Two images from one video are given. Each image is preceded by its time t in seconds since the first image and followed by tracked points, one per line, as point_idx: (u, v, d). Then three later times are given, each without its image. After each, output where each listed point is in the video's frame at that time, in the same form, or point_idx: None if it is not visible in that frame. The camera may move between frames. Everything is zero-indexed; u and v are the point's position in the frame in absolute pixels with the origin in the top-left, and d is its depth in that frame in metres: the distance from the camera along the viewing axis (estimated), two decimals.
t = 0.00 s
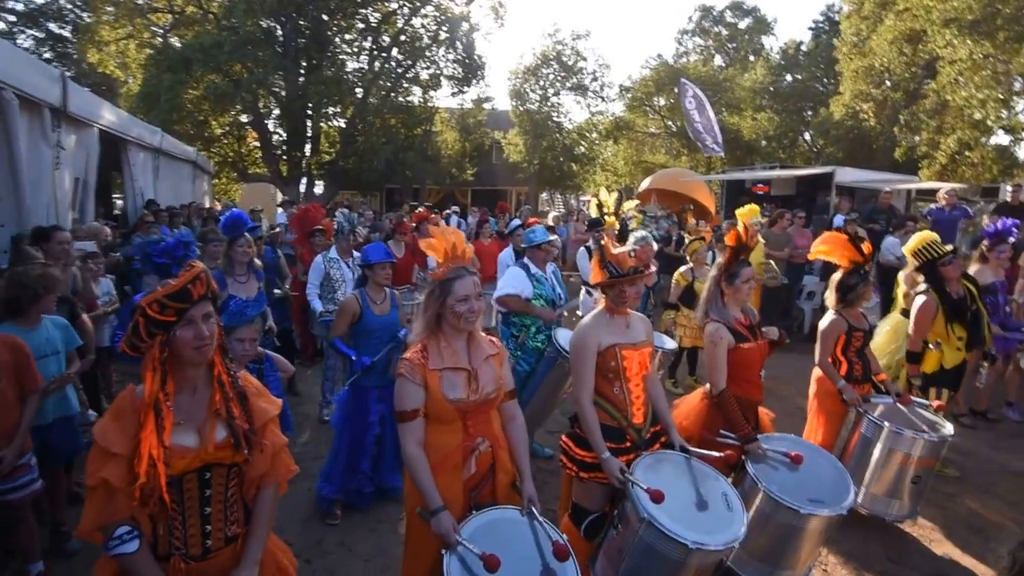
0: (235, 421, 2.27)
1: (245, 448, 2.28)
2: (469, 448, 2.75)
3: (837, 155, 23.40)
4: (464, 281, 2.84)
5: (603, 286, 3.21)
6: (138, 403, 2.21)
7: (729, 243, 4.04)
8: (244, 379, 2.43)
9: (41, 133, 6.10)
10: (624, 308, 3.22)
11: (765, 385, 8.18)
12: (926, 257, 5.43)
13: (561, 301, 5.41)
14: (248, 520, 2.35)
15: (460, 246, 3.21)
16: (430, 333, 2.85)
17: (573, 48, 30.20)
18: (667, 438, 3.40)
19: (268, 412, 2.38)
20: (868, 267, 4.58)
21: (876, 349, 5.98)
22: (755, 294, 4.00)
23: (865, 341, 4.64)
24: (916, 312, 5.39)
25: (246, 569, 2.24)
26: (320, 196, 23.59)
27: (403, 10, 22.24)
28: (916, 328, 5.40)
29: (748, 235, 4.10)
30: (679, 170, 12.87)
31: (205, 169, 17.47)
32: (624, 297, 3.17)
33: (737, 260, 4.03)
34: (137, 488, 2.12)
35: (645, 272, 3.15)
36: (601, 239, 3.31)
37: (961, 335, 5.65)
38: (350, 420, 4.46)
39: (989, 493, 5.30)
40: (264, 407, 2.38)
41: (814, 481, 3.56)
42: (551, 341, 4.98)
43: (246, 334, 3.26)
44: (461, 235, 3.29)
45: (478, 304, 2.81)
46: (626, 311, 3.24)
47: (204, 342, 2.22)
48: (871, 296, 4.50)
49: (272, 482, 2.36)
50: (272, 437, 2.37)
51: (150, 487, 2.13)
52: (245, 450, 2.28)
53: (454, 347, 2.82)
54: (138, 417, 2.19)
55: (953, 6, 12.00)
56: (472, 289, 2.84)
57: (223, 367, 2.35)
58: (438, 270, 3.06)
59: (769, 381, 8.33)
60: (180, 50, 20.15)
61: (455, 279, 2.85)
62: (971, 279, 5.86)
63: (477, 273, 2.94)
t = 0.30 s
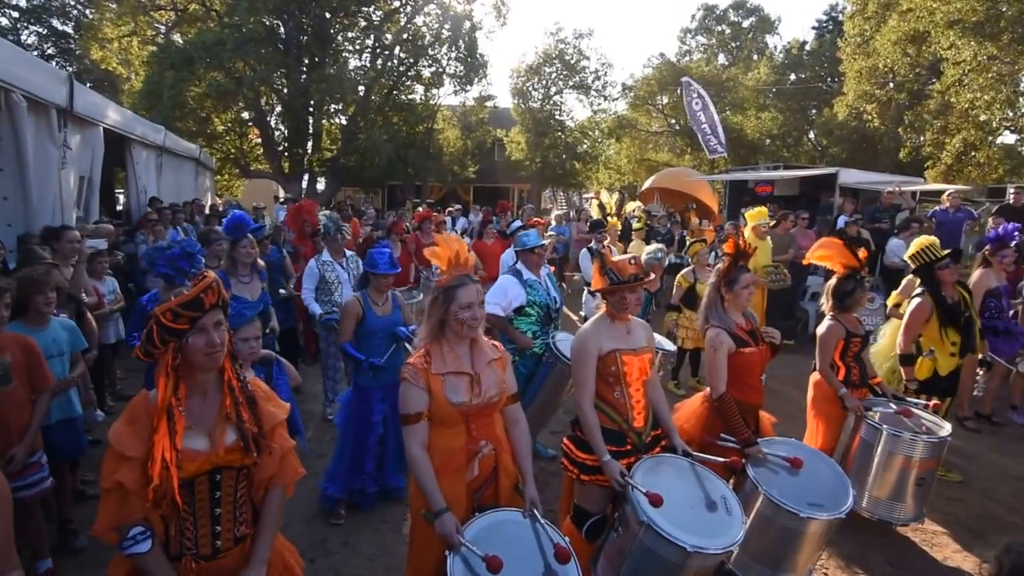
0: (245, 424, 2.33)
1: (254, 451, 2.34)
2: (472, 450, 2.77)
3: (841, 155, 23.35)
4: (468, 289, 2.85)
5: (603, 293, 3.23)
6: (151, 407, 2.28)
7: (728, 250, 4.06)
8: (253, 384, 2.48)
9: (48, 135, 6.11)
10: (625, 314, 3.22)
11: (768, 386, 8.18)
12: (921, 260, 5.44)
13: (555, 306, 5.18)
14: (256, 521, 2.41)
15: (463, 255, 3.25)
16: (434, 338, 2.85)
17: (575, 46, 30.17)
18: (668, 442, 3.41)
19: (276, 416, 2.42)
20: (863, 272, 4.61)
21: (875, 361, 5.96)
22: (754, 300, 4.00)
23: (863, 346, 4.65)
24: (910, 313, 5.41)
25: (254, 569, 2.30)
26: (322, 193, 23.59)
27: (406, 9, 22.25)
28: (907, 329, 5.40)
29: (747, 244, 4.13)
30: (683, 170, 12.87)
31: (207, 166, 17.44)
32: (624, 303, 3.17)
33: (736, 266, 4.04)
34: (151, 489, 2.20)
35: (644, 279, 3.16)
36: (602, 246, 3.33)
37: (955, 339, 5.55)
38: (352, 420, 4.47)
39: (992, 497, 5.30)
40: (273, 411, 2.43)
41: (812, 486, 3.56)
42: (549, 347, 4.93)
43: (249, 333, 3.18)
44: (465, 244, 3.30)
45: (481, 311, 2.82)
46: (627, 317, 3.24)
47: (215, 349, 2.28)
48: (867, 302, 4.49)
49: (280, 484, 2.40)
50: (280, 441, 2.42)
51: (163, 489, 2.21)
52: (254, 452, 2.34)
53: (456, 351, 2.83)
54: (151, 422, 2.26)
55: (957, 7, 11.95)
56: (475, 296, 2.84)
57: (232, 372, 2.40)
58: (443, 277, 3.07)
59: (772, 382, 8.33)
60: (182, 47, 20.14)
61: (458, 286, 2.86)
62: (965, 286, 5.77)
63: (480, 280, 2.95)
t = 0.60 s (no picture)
0: (256, 427, 2.34)
1: (265, 453, 2.35)
2: (480, 453, 2.77)
3: (849, 155, 23.25)
4: (473, 294, 2.83)
5: (607, 299, 3.21)
6: (164, 411, 2.30)
7: (733, 256, 4.05)
8: (263, 387, 2.49)
9: (57, 134, 6.14)
10: (630, 318, 3.20)
11: (775, 386, 8.17)
12: (926, 259, 5.38)
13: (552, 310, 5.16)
14: (268, 521, 2.41)
15: (469, 259, 3.21)
16: (440, 343, 2.85)
17: (581, 44, 30.15)
18: (673, 445, 3.40)
19: (287, 419, 2.43)
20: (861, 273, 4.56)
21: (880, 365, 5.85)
22: (759, 305, 3.98)
23: (867, 349, 4.61)
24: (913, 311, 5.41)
25: (265, 568, 2.31)
26: (329, 190, 23.65)
27: (412, 7, 22.28)
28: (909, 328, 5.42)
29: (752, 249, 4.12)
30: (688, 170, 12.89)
31: (215, 164, 17.50)
32: (629, 308, 3.16)
33: (740, 270, 4.00)
34: (165, 491, 2.21)
35: (649, 284, 3.14)
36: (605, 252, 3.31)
37: (955, 340, 5.55)
38: (361, 419, 4.49)
39: (1000, 500, 5.27)
40: (283, 414, 2.44)
41: (817, 488, 3.55)
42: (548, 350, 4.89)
43: (260, 335, 2.99)
44: (471, 248, 3.28)
45: (487, 316, 2.81)
46: (632, 321, 3.23)
47: (226, 355, 2.29)
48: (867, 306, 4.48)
49: (290, 486, 2.41)
50: (290, 443, 2.42)
51: (177, 491, 2.22)
52: (265, 455, 2.35)
53: (463, 356, 2.82)
54: (164, 426, 2.28)
55: (964, 8, 11.85)
56: (482, 302, 2.84)
57: (243, 376, 2.40)
58: (449, 283, 3.06)
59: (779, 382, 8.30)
60: (189, 46, 20.20)
61: (464, 292, 2.85)
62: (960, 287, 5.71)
63: (486, 286, 2.95)
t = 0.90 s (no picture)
0: (266, 428, 2.37)
1: (274, 453, 2.38)
2: (485, 454, 2.79)
3: (861, 153, 23.10)
4: (480, 299, 2.86)
5: (612, 303, 3.23)
6: (176, 413, 2.32)
7: (737, 261, 4.09)
8: (272, 389, 2.52)
9: (72, 137, 6.19)
10: (635, 322, 3.22)
11: (784, 386, 8.16)
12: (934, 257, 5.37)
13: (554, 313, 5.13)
14: (277, 519, 2.44)
15: (476, 264, 3.24)
16: (446, 346, 2.88)
17: (591, 43, 30.12)
18: (678, 446, 3.41)
19: (296, 420, 2.46)
20: (861, 276, 4.60)
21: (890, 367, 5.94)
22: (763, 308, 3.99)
23: (874, 352, 4.59)
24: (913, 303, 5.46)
25: (275, 565, 2.34)
26: (338, 189, 23.70)
27: (421, 6, 22.32)
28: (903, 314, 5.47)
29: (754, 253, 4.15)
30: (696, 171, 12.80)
31: (226, 163, 17.58)
32: (633, 311, 3.17)
33: (745, 275, 4.05)
34: (177, 489, 2.24)
35: (653, 288, 3.15)
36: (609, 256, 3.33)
37: (956, 336, 5.43)
38: (370, 418, 4.51)
39: (1009, 502, 5.25)
40: (292, 415, 2.48)
41: (823, 491, 3.54)
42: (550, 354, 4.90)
43: (273, 338, 3.02)
44: (478, 253, 3.30)
45: (493, 320, 2.84)
46: (638, 324, 3.24)
47: (236, 359, 2.32)
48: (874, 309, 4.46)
49: (298, 484, 2.44)
50: (299, 443, 2.46)
51: (189, 489, 2.25)
52: (274, 455, 2.38)
53: (469, 359, 2.85)
54: (176, 427, 2.30)
55: (979, 7, 12.03)
56: (488, 306, 2.86)
57: (253, 377, 2.43)
58: (455, 288, 3.08)
59: (789, 383, 8.29)
60: (201, 46, 20.32)
61: (471, 296, 2.87)
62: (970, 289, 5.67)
63: (492, 290, 2.97)
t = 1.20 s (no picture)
0: (275, 428, 2.40)
1: (283, 453, 2.41)
2: (490, 455, 2.80)
3: (875, 151, 22.94)
4: (485, 303, 2.88)
5: (616, 306, 3.24)
6: (188, 413, 2.35)
7: (743, 262, 4.09)
8: (281, 390, 2.55)
9: (87, 140, 6.26)
10: (640, 325, 3.23)
11: (794, 386, 8.14)
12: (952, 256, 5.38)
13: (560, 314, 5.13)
14: (286, 517, 2.47)
15: (482, 268, 3.26)
16: (452, 349, 2.90)
17: (601, 41, 30.09)
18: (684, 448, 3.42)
19: (303, 421, 2.49)
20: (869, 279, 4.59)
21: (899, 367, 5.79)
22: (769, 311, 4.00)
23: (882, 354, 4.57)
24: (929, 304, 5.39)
25: (284, 562, 2.37)
26: (348, 188, 23.76)
27: (431, 5, 22.36)
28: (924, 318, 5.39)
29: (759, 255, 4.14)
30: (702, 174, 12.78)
31: (237, 163, 17.66)
32: (637, 314, 3.19)
33: (750, 278, 4.07)
34: (189, 487, 2.27)
35: (657, 291, 3.18)
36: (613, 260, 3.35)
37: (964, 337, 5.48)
38: (379, 417, 4.54)
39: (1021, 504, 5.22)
40: (299, 416, 2.50)
41: (829, 494, 3.53)
42: (558, 355, 4.94)
43: (284, 340, 3.06)
44: (484, 258, 3.33)
45: (498, 323, 2.86)
46: (642, 327, 3.26)
47: (245, 361, 2.36)
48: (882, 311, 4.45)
49: (306, 483, 2.47)
50: (307, 443, 2.49)
51: (201, 487, 2.28)
52: (283, 455, 2.41)
53: (473, 362, 2.87)
54: (188, 426, 2.33)
55: (994, 4, 11.98)
56: (493, 310, 2.88)
57: (261, 379, 2.47)
58: (461, 291, 3.10)
59: (799, 383, 8.27)
60: (213, 46, 20.45)
61: (476, 300, 2.90)
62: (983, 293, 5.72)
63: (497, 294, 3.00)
